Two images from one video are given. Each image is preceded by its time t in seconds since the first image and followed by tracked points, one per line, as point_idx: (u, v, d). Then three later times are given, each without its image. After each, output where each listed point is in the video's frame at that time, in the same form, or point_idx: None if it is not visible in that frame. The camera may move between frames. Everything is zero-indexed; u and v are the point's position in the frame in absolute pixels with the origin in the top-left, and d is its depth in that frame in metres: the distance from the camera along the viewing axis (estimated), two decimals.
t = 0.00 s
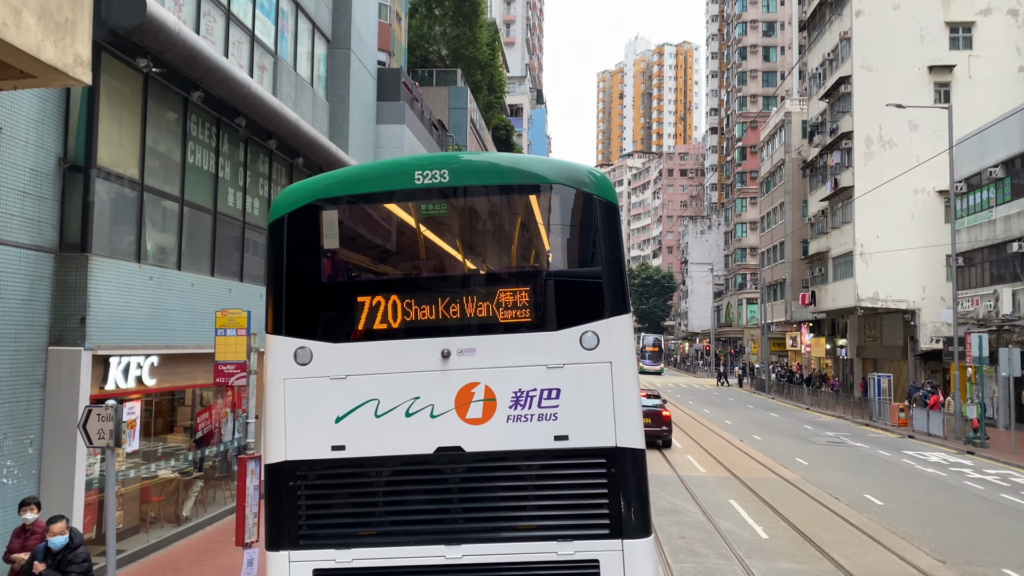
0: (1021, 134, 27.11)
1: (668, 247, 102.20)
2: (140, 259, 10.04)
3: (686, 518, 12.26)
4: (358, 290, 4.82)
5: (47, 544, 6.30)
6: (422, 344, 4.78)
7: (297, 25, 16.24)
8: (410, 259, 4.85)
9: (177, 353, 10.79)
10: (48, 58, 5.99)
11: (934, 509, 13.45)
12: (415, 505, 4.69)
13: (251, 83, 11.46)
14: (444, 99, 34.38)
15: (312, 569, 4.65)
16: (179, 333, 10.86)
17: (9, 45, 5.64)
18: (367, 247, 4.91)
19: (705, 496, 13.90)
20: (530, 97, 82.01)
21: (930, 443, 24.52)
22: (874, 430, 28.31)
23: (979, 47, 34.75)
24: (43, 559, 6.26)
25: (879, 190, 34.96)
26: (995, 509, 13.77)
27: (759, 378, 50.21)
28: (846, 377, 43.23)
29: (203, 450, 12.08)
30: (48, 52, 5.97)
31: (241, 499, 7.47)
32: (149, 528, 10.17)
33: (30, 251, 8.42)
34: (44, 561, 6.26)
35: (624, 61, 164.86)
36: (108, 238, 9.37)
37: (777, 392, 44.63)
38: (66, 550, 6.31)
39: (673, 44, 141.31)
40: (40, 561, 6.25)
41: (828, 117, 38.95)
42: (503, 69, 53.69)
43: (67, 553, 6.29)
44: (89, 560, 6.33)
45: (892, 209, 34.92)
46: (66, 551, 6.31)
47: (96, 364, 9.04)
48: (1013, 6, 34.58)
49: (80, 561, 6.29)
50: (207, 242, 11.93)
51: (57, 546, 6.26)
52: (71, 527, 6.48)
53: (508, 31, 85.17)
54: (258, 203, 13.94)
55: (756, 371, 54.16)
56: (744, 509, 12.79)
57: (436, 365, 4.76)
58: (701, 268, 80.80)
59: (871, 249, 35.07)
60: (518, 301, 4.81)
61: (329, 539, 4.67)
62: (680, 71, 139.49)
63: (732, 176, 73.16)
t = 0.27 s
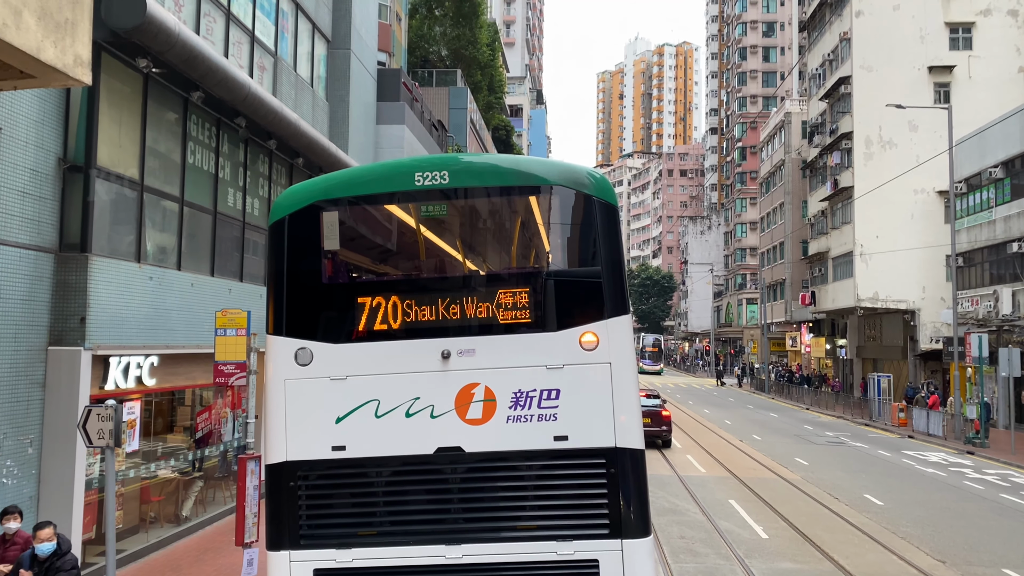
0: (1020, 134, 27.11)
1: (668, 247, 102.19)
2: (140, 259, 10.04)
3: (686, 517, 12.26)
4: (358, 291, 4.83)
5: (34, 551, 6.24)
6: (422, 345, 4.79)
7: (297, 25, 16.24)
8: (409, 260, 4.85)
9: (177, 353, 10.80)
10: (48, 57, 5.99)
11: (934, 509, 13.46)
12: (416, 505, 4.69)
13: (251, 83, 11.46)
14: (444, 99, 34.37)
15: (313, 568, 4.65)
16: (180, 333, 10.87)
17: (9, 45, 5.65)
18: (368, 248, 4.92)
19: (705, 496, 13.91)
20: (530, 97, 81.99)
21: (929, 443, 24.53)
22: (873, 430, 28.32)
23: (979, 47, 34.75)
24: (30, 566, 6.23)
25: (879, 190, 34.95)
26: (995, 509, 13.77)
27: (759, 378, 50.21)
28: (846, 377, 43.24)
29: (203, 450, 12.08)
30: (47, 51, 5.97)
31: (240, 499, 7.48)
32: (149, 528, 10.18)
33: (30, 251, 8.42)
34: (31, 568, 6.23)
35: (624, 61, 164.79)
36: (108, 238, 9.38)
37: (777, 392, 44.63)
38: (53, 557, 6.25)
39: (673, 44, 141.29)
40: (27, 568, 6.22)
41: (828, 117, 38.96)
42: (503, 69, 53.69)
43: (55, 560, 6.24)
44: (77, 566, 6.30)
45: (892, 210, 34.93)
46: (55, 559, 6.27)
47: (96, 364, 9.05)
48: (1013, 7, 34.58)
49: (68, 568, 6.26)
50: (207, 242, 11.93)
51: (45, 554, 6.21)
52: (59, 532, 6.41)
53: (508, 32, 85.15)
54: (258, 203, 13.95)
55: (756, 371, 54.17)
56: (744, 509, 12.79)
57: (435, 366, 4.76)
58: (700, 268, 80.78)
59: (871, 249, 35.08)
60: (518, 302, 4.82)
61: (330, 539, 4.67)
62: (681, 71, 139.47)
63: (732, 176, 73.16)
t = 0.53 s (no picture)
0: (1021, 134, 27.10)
1: (668, 247, 102.18)
2: (140, 258, 10.03)
3: (686, 517, 12.26)
4: (359, 292, 4.83)
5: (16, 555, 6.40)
6: (423, 345, 4.79)
7: (298, 25, 16.25)
8: (411, 262, 4.85)
9: (177, 353, 10.80)
10: (49, 57, 5.99)
11: (933, 509, 13.46)
12: (417, 504, 4.70)
13: (251, 83, 11.46)
14: (444, 99, 34.36)
15: (316, 567, 4.66)
16: (180, 333, 10.88)
17: (10, 44, 5.65)
18: (370, 250, 4.92)
19: (705, 496, 13.91)
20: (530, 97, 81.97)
21: (930, 443, 24.53)
22: (874, 430, 28.31)
23: (979, 47, 34.75)
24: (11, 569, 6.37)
25: (879, 190, 34.94)
26: (995, 509, 13.77)
27: (759, 378, 50.20)
28: (846, 377, 43.24)
29: (203, 450, 12.09)
30: (48, 51, 5.97)
31: (241, 499, 7.49)
32: (149, 527, 10.18)
33: (31, 251, 8.42)
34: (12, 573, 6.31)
35: (624, 61, 164.68)
36: (108, 238, 9.37)
37: (777, 392, 44.63)
38: (34, 559, 6.40)
39: (673, 44, 141.25)
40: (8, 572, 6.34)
41: (828, 117, 38.95)
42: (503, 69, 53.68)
43: (36, 563, 6.38)
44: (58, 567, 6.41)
45: (892, 210, 34.92)
46: (35, 563, 6.39)
47: (96, 364, 9.05)
48: (1014, 6, 34.57)
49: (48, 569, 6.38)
50: (207, 242, 11.93)
51: (26, 555, 6.35)
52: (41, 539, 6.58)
53: (508, 31, 85.14)
54: (259, 203, 13.94)
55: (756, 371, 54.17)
56: (744, 509, 12.78)
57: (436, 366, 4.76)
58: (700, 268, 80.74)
59: (871, 249, 35.07)
60: (518, 303, 4.82)
61: (333, 537, 4.68)
62: (681, 71, 139.46)
63: (732, 176, 73.16)
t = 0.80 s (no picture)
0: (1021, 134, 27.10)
1: (668, 247, 102.19)
2: (139, 258, 10.03)
3: (685, 517, 12.25)
4: (363, 293, 4.83)
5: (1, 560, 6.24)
6: (424, 344, 4.79)
7: (297, 25, 16.25)
8: (414, 263, 4.85)
9: (177, 353, 10.80)
10: (48, 56, 5.99)
11: (933, 509, 13.45)
12: (418, 501, 4.70)
13: (251, 83, 11.46)
14: (444, 99, 34.35)
15: (319, 562, 4.67)
16: (180, 332, 10.87)
17: (9, 44, 5.64)
18: (373, 251, 4.93)
19: (705, 496, 13.90)
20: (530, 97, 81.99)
21: (930, 443, 24.53)
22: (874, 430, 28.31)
23: (979, 47, 34.75)
24: None
25: (879, 190, 34.94)
26: (995, 509, 13.76)
27: (759, 378, 50.21)
28: (846, 377, 43.24)
29: (203, 450, 12.08)
30: (48, 51, 5.97)
31: (240, 499, 7.48)
32: (149, 527, 10.18)
33: (30, 250, 8.42)
34: None
35: (624, 61, 164.65)
36: (108, 238, 9.37)
37: (776, 392, 44.64)
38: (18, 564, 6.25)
39: (673, 44, 141.25)
40: None
41: (828, 117, 38.96)
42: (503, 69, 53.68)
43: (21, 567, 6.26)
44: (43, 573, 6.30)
45: (892, 210, 34.92)
46: (20, 567, 6.27)
47: (96, 364, 9.05)
48: (1013, 7, 34.57)
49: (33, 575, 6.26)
50: (207, 242, 11.93)
51: (10, 561, 6.20)
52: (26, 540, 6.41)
53: (508, 31, 85.19)
54: (258, 203, 13.94)
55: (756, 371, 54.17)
56: (744, 509, 12.77)
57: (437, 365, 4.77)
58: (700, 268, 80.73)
59: (871, 249, 35.06)
60: (517, 304, 4.82)
61: (337, 532, 4.68)
62: (681, 71, 139.47)
63: (732, 176, 73.16)
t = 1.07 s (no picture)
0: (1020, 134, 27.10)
1: (668, 246, 102.16)
2: (139, 258, 10.02)
3: (685, 517, 12.24)
4: (368, 294, 4.84)
5: None
6: (427, 343, 4.79)
7: (297, 25, 16.24)
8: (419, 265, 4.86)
9: (177, 353, 10.80)
10: (47, 56, 5.98)
11: (933, 509, 13.45)
12: (422, 495, 4.70)
13: (251, 83, 11.46)
14: (444, 99, 34.33)
15: (327, 554, 4.66)
16: (180, 332, 10.88)
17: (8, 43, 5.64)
18: (379, 253, 4.93)
19: (705, 496, 13.90)
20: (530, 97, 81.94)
21: (930, 443, 24.52)
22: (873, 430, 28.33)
23: (979, 46, 34.75)
24: None
25: (879, 190, 34.94)
26: (994, 509, 13.77)
27: (760, 378, 50.20)
28: (846, 377, 43.23)
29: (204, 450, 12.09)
30: (47, 51, 5.96)
31: (241, 498, 7.49)
32: (149, 527, 10.18)
33: (31, 250, 8.42)
34: None
35: (624, 61, 164.57)
36: (108, 238, 9.37)
37: (777, 392, 44.64)
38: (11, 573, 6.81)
39: (673, 44, 141.17)
40: None
41: (828, 117, 38.95)
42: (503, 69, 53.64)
43: None
44: None
45: (892, 209, 34.92)
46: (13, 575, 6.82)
47: (96, 364, 9.05)
48: (1013, 6, 34.56)
49: None
50: (207, 242, 11.93)
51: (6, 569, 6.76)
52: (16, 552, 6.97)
53: (508, 31, 85.15)
54: (259, 203, 13.94)
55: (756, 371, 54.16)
56: (743, 509, 12.77)
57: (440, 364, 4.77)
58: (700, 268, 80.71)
59: (871, 249, 35.07)
60: (517, 305, 4.82)
61: (344, 525, 4.68)
62: (681, 71, 139.42)
63: (732, 175, 73.15)
